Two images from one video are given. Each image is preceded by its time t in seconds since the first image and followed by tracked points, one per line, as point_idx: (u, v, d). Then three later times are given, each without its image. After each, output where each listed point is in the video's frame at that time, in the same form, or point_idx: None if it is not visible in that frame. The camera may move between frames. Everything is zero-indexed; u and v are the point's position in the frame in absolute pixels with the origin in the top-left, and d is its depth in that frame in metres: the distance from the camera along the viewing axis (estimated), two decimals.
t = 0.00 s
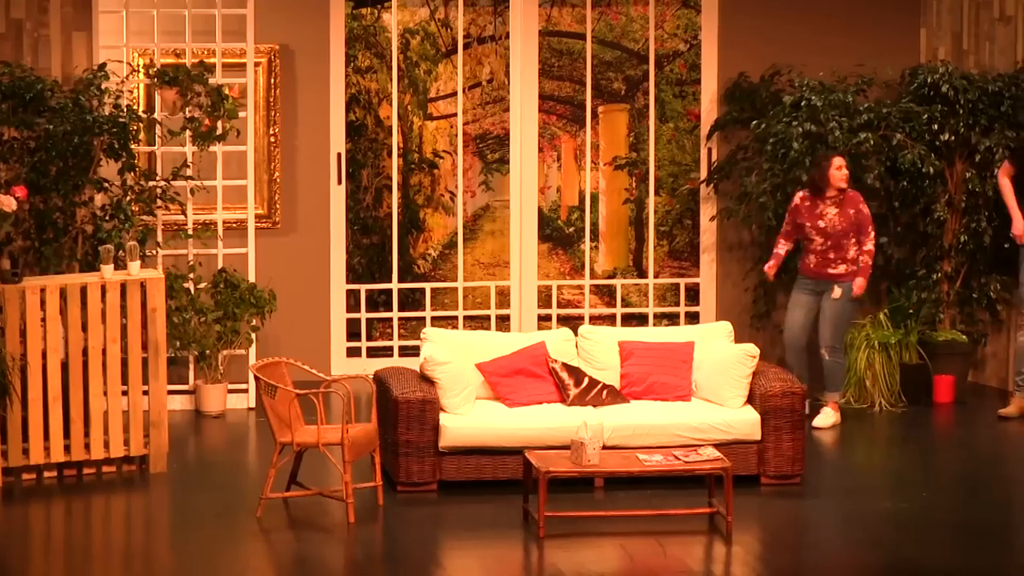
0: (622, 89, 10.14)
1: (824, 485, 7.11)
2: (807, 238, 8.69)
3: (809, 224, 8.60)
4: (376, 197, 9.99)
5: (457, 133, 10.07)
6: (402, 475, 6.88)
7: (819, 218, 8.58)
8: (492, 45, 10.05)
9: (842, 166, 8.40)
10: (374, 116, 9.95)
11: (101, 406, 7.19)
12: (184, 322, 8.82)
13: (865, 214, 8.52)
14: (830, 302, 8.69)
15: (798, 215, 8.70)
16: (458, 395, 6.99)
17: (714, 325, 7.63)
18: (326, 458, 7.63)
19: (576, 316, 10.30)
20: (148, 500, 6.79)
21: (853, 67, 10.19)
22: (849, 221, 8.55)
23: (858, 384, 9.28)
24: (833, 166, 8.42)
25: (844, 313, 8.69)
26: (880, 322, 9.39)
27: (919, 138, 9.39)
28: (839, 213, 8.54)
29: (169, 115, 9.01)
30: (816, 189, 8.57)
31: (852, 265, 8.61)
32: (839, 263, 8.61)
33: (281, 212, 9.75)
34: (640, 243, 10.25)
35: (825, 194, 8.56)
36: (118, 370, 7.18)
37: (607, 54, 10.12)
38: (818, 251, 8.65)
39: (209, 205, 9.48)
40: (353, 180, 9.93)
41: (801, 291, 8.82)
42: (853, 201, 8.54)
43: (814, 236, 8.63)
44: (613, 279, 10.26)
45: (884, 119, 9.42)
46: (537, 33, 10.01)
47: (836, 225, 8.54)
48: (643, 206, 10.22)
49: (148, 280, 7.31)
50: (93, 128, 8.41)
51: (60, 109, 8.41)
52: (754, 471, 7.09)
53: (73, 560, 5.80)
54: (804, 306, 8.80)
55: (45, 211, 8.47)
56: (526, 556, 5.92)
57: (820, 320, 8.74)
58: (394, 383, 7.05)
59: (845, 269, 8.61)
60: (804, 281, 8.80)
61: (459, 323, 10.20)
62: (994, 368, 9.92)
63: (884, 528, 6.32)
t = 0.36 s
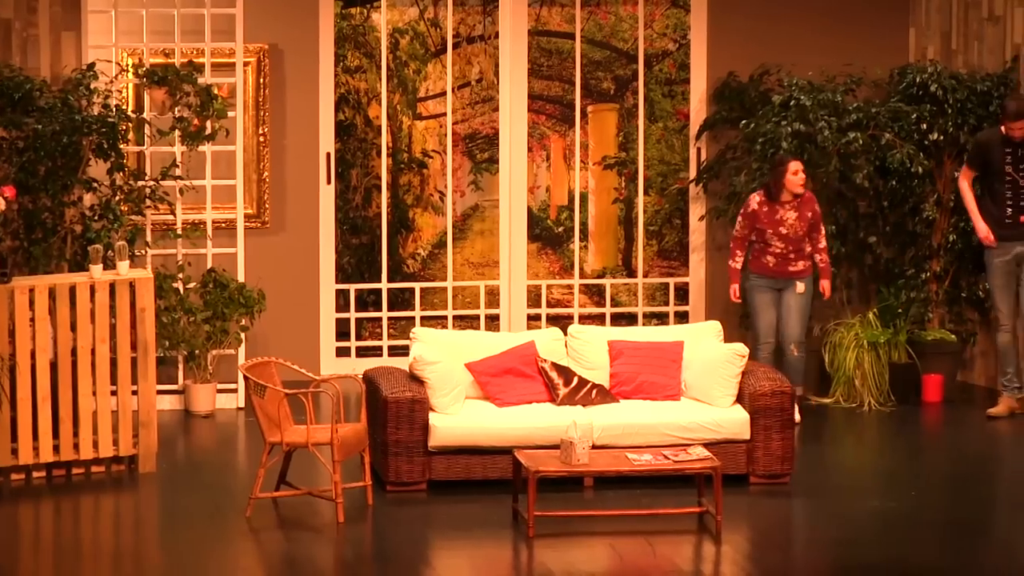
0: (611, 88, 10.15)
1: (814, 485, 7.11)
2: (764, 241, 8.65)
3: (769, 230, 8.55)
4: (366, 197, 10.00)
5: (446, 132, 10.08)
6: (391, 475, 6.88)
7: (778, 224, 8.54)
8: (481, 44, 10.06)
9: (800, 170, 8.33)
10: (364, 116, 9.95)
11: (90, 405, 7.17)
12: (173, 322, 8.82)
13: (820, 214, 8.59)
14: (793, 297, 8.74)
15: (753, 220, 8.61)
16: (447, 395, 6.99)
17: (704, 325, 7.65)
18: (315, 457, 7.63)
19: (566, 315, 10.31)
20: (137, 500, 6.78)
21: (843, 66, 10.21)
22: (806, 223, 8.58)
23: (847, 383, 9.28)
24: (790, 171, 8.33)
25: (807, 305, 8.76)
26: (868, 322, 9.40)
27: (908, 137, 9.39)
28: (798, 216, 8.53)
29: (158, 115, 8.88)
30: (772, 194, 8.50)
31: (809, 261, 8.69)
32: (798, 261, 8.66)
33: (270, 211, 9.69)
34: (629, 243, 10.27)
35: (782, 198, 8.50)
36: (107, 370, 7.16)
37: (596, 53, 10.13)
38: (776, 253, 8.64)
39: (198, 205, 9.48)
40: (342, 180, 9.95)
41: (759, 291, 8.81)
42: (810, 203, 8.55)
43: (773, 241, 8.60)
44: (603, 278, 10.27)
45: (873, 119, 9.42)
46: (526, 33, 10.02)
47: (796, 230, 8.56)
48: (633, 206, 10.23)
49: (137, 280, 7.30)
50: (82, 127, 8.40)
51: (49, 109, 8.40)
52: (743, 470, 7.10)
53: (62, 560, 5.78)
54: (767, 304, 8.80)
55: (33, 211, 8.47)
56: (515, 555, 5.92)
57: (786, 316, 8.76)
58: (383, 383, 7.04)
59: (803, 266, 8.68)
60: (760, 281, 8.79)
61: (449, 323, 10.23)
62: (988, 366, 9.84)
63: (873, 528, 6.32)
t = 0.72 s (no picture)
0: (594, 88, 10.16)
1: (797, 485, 7.12)
2: (734, 241, 8.69)
3: (738, 229, 8.60)
4: (349, 196, 9.98)
5: (429, 132, 10.06)
6: (374, 475, 6.89)
7: (747, 223, 8.58)
8: (464, 44, 10.05)
9: (764, 171, 8.38)
10: (347, 116, 9.94)
11: (72, 406, 7.16)
12: (156, 323, 8.81)
13: (789, 212, 8.61)
14: (767, 297, 8.75)
15: (723, 220, 8.67)
16: (430, 396, 6.99)
17: (686, 324, 7.67)
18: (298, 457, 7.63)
19: (549, 315, 10.32)
20: (120, 501, 6.77)
21: (826, 66, 10.24)
22: (776, 222, 8.60)
23: (830, 383, 9.31)
24: (754, 172, 8.40)
25: (781, 305, 8.77)
26: (851, 322, 9.44)
27: (891, 137, 9.42)
28: (768, 214, 8.57)
29: (139, 116, 8.99)
30: (740, 193, 8.56)
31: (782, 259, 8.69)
32: (771, 259, 8.67)
33: (253, 211, 9.76)
34: (612, 243, 10.28)
35: (749, 197, 8.55)
36: (89, 370, 7.15)
37: (579, 53, 10.14)
38: (748, 253, 8.66)
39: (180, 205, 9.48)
40: (326, 180, 9.92)
41: (733, 290, 8.81)
42: (779, 202, 8.58)
43: (743, 240, 8.64)
44: (586, 278, 10.28)
45: (855, 119, 9.46)
46: (509, 33, 10.02)
47: (765, 229, 8.58)
48: (616, 206, 10.24)
49: (120, 280, 7.29)
50: (64, 128, 8.37)
51: (31, 109, 8.37)
52: (726, 470, 7.12)
53: (45, 560, 5.78)
54: (742, 304, 8.80)
55: (15, 211, 8.46)
56: (498, 555, 5.93)
57: (761, 316, 8.76)
58: (366, 383, 7.04)
59: (775, 264, 8.68)
60: (734, 280, 8.79)
61: (432, 323, 10.19)
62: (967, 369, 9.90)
63: (857, 528, 6.34)
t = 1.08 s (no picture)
0: (576, 88, 10.19)
1: (780, 484, 7.14)
2: (708, 241, 8.75)
3: (710, 228, 8.66)
4: (331, 197, 9.99)
5: (411, 132, 10.08)
6: (356, 475, 6.89)
7: (719, 223, 8.63)
8: (446, 44, 10.07)
9: (733, 171, 8.40)
10: (329, 116, 9.95)
11: (55, 406, 7.14)
12: (138, 323, 8.80)
13: (763, 211, 8.62)
14: (744, 297, 8.77)
15: (697, 219, 8.75)
16: (413, 395, 7.00)
17: (668, 324, 7.69)
18: (280, 457, 7.63)
19: (530, 315, 10.33)
20: (103, 501, 6.76)
21: (807, 66, 10.28)
22: (748, 221, 8.63)
23: (812, 383, 9.34)
24: (724, 173, 8.42)
25: (759, 304, 8.79)
26: (834, 321, 9.47)
27: (873, 137, 9.49)
28: (739, 214, 8.60)
29: (122, 116, 8.89)
30: (712, 193, 8.61)
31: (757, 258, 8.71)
32: (746, 259, 8.70)
33: (236, 211, 9.70)
34: (594, 243, 10.29)
35: (721, 197, 8.59)
36: (72, 370, 7.14)
37: (560, 53, 10.16)
38: (722, 252, 8.71)
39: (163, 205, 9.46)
40: (307, 180, 9.92)
41: (711, 290, 8.85)
42: (751, 201, 8.61)
43: (717, 240, 8.69)
44: (568, 277, 10.30)
45: (837, 118, 9.49)
46: (491, 33, 10.03)
47: (736, 228, 8.62)
48: (598, 206, 10.26)
49: (102, 280, 7.27)
50: (46, 128, 8.35)
51: (13, 109, 8.33)
52: (708, 469, 7.15)
53: (27, 560, 5.78)
54: (720, 303, 8.83)
55: None
56: (481, 555, 5.94)
57: (740, 315, 8.80)
58: (348, 383, 7.04)
59: (750, 263, 8.71)
60: (711, 280, 8.84)
61: (415, 323, 10.24)
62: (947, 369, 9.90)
63: (839, 528, 6.35)
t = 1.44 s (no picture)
0: (559, 88, 10.20)
1: (763, 484, 7.17)
2: (681, 241, 8.80)
3: (680, 228, 8.71)
4: (314, 197, 9.98)
5: (394, 132, 10.08)
6: (340, 475, 6.89)
7: (690, 222, 8.68)
8: (429, 44, 10.08)
9: (704, 169, 8.49)
10: (311, 116, 9.94)
11: (37, 407, 7.13)
12: (121, 323, 8.78)
13: (733, 210, 8.61)
14: (716, 297, 8.76)
15: (669, 219, 8.82)
16: (396, 395, 6.99)
17: (651, 324, 7.70)
18: (263, 458, 7.63)
19: (514, 315, 10.33)
20: (85, 502, 6.74)
21: (790, 66, 10.31)
22: (719, 220, 8.63)
23: (795, 383, 9.37)
24: (694, 171, 8.51)
25: (732, 305, 8.76)
26: (817, 321, 9.52)
27: (856, 137, 9.50)
28: (709, 213, 8.62)
29: (105, 115, 8.84)
30: (682, 193, 8.69)
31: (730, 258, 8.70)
32: (718, 259, 8.70)
33: (219, 211, 9.69)
34: (578, 243, 10.31)
35: (691, 196, 8.65)
36: (54, 370, 7.13)
37: (543, 53, 10.17)
38: (694, 252, 8.74)
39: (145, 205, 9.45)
40: (290, 180, 9.92)
41: (686, 292, 8.87)
42: (722, 200, 8.62)
43: (689, 240, 8.73)
44: (551, 277, 10.31)
45: (820, 118, 9.53)
46: (474, 33, 10.04)
47: (706, 227, 8.64)
48: (581, 206, 10.28)
49: (85, 280, 7.27)
50: (29, 128, 8.35)
51: None
52: (691, 470, 7.16)
53: (10, 560, 5.78)
54: (694, 304, 8.85)
55: None
56: (464, 555, 5.95)
57: (712, 316, 8.79)
58: (332, 384, 7.04)
59: (722, 263, 8.70)
60: (685, 281, 8.87)
61: (397, 323, 10.21)
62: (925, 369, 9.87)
63: (822, 528, 6.38)
